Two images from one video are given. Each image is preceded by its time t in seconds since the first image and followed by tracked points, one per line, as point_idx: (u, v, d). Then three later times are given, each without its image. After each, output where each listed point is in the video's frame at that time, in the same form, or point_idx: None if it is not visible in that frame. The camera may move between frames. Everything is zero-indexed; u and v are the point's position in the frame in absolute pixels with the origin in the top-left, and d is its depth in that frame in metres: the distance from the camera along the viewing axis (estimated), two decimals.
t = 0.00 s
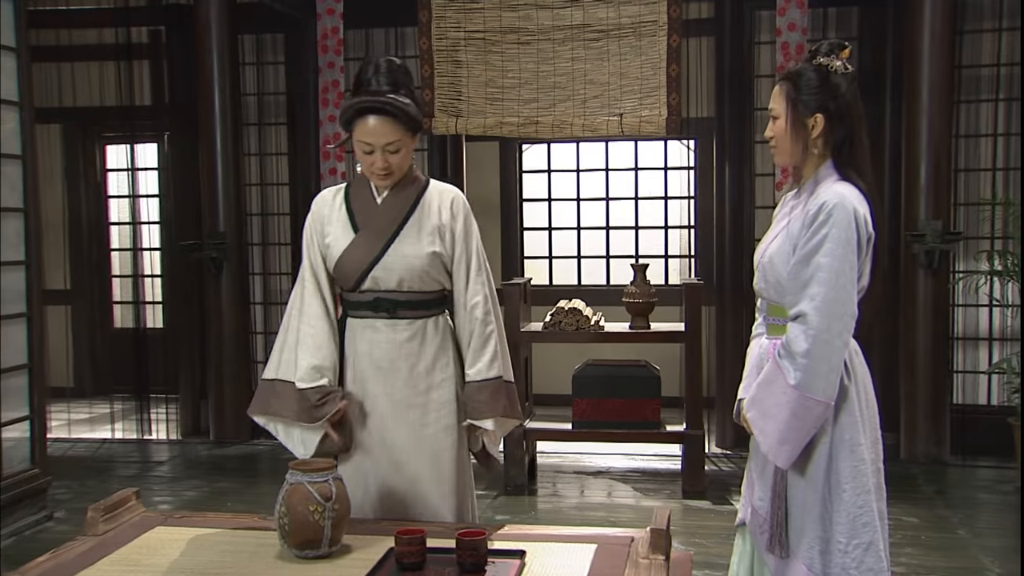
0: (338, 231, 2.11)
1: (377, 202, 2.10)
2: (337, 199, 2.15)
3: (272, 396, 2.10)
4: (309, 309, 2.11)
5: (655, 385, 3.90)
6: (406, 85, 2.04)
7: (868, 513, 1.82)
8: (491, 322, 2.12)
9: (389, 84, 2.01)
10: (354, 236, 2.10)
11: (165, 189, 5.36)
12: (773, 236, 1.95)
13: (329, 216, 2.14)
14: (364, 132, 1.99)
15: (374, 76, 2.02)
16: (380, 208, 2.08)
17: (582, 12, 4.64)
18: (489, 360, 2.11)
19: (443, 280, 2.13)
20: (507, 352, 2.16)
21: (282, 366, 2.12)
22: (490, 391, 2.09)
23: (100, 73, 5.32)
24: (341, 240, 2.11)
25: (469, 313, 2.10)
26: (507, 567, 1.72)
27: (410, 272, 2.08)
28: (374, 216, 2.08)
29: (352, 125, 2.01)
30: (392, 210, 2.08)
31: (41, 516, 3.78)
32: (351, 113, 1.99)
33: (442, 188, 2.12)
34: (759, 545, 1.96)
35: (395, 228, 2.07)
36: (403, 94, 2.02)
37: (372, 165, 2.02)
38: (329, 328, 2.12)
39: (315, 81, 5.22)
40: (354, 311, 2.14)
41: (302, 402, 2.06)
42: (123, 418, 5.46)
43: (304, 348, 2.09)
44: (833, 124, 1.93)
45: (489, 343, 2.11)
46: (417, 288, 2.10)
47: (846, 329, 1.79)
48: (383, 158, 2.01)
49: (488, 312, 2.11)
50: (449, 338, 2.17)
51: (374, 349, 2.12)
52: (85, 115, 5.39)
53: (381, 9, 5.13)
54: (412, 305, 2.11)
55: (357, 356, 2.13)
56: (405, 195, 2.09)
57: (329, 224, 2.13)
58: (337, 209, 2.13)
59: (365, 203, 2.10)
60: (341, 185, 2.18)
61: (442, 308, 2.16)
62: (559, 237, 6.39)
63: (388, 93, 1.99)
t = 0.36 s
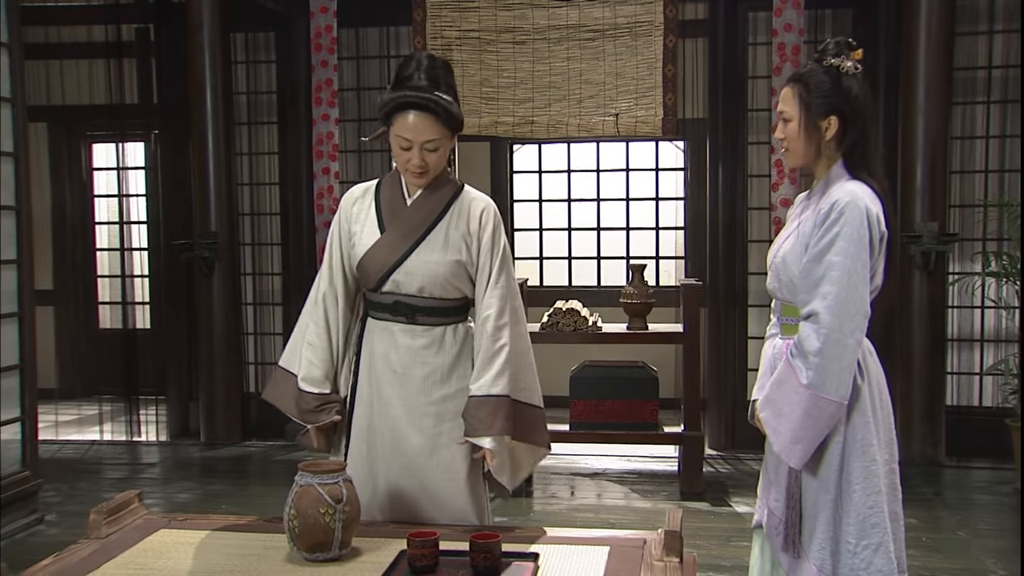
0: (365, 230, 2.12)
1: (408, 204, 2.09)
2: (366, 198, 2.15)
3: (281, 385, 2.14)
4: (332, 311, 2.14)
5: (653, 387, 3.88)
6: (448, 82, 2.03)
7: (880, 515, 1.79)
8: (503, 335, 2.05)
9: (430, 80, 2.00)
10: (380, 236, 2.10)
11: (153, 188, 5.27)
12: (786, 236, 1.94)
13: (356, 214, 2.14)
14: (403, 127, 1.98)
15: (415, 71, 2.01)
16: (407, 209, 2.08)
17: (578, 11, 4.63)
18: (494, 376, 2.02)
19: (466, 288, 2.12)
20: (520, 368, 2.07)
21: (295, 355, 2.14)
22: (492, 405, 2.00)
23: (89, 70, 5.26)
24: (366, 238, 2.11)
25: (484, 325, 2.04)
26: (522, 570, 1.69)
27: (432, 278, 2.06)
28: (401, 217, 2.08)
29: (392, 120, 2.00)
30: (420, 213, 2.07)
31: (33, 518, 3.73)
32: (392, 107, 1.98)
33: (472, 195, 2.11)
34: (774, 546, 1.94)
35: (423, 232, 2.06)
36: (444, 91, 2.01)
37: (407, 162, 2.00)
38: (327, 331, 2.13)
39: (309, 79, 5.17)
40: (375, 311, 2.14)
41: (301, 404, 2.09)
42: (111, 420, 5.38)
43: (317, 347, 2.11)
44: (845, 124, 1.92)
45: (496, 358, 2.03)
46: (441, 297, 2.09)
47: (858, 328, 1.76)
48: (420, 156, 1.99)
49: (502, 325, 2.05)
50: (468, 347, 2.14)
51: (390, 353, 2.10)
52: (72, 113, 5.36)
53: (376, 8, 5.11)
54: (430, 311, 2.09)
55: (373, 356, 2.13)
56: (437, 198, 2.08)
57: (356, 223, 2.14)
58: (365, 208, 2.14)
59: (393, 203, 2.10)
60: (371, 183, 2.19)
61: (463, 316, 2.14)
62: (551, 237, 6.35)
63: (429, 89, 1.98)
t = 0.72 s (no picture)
0: (372, 232, 2.11)
1: (416, 206, 2.08)
2: (375, 200, 2.14)
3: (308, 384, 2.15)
4: (343, 317, 2.12)
5: (650, 387, 3.87)
6: (461, 80, 2.01)
7: (897, 513, 1.80)
8: (503, 338, 2.02)
9: (443, 79, 1.98)
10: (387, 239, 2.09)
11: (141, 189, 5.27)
12: (797, 234, 1.95)
13: (365, 217, 2.13)
14: (414, 128, 1.96)
15: (428, 69, 1.99)
16: (416, 212, 2.07)
17: (572, 11, 4.61)
18: (495, 381, 1.99)
19: (472, 291, 2.09)
20: (523, 371, 2.05)
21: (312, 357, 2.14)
22: (494, 412, 1.97)
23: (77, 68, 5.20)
24: (374, 242, 2.10)
25: (486, 328, 2.02)
26: (532, 572, 1.67)
27: (439, 283, 2.05)
28: (409, 220, 2.07)
29: (403, 119, 1.98)
30: (429, 215, 2.06)
31: (23, 521, 3.69)
32: (404, 107, 1.96)
33: (479, 196, 2.10)
34: (787, 548, 1.93)
35: (430, 236, 2.05)
36: (457, 90, 1.99)
37: (417, 163, 2.00)
38: (345, 344, 2.12)
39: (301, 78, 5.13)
40: (381, 314, 2.12)
41: (318, 407, 2.08)
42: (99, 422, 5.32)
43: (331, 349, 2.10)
44: (861, 122, 1.92)
45: (497, 362, 2.00)
46: (446, 298, 2.07)
47: (874, 327, 1.77)
48: (430, 157, 1.98)
49: (503, 329, 2.02)
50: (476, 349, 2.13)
51: (397, 359, 2.09)
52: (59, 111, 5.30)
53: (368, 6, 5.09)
54: (437, 316, 2.08)
55: (380, 361, 2.12)
56: (446, 199, 2.07)
57: (365, 226, 2.13)
58: (374, 210, 2.13)
59: (402, 205, 2.09)
60: (382, 184, 2.18)
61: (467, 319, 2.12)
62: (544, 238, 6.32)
63: (441, 88, 1.96)
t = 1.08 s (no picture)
0: (359, 237, 2.05)
1: (402, 207, 2.03)
2: (357, 204, 2.07)
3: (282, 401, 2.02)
4: (331, 325, 2.04)
5: (643, 387, 3.88)
6: (447, 76, 1.94)
7: (901, 513, 1.79)
8: (498, 335, 2.00)
9: (427, 76, 1.91)
10: (377, 243, 2.03)
11: (124, 189, 5.19)
12: (801, 231, 1.94)
13: (349, 221, 2.06)
14: (402, 125, 1.92)
15: (412, 66, 1.92)
16: (405, 214, 2.01)
17: (563, 10, 4.60)
18: (490, 377, 1.98)
19: (466, 287, 2.06)
20: (519, 368, 2.02)
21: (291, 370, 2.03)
22: (491, 410, 1.95)
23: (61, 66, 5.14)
24: (362, 247, 2.04)
25: (480, 326, 2.00)
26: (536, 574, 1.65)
27: (435, 284, 2.01)
28: (397, 222, 2.01)
29: (390, 118, 1.93)
30: (418, 216, 2.01)
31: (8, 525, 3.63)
32: (391, 104, 1.91)
33: (466, 193, 2.06)
34: (790, 548, 1.93)
35: (422, 237, 2.01)
36: (443, 87, 1.93)
37: (404, 162, 1.95)
38: (330, 355, 2.02)
39: (289, 76, 5.09)
40: (372, 318, 2.07)
41: (300, 417, 1.95)
42: (85, 423, 5.26)
43: (317, 358, 2.00)
44: (864, 118, 1.91)
45: (493, 357, 1.98)
46: (436, 295, 2.03)
47: (877, 325, 1.76)
48: (419, 156, 1.94)
49: (498, 325, 2.00)
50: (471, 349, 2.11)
51: (393, 362, 2.05)
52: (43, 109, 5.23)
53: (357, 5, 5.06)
54: (434, 316, 2.05)
55: (374, 364, 2.07)
56: (432, 198, 2.02)
57: (351, 231, 2.06)
58: (358, 213, 2.06)
59: (388, 208, 2.03)
60: (362, 184, 2.11)
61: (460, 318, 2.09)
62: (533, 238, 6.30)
63: (428, 85, 1.90)
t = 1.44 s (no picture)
0: (349, 250, 1.99)
1: (392, 217, 1.98)
2: (346, 211, 2.01)
3: (270, 421, 1.93)
4: (331, 342, 1.98)
5: (635, 388, 3.88)
6: (435, 77, 1.90)
7: (899, 516, 1.79)
8: (492, 344, 1.98)
9: (416, 79, 1.86)
10: (368, 255, 1.98)
11: (111, 191, 5.13)
12: (800, 233, 1.94)
13: (338, 230, 2.00)
14: (395, 131, 1.85)
15: (399, 70, 1.87)
16: (395, 225, 1.96)
17: (553, 10, 4.58)
18: (486, 386, 1.96)
19: (457, 295, 2.03)
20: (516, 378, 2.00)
21: (282, 387, 1.95)
22: (486, 418, 1.93)
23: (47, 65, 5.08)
24: (353, 258, 1.99)
25: (473, 334, 1.97)
26: None
27: (428, 295, 1.98)
28: (388, 234, 1.96)
29: (381, 124, 1.87)
30: (409, 225, 1.96)
31: None
32: (380, 111, 1.85)
33: (455, 200, 2.02)
34: (788, 550, 1.93)
35: (414, 248, 1.96)
36: (433, 88, 1.88)
37: (398, 168, 1.89)
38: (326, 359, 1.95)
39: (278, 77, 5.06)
40: (363, 327, 2.04)
41: (299, 436, 1.89)
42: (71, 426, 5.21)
43: (316, 372, 1.93)
44: (861, 117, 1.91)
45: (487, 367, 1.96)
46: (429, 304, 2.00)
47: (876, 329, 1.76)
48: (414, 162, 1.89)
49: (492, 334, 1.98)
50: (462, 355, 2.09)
51: (385, 372, 2.02)
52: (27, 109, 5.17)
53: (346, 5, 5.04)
54: (427, 324, 2.03)
55: (365, 373, 2.04)
56: (422, 207, 1.97)
57: (341, 241, 2.00)
58: (347, 222, 2.00)
59: (378, 218, 1.98)
60: (349, 189, 2.05)
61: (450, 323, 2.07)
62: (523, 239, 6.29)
63: (419, 90, 1.85)
